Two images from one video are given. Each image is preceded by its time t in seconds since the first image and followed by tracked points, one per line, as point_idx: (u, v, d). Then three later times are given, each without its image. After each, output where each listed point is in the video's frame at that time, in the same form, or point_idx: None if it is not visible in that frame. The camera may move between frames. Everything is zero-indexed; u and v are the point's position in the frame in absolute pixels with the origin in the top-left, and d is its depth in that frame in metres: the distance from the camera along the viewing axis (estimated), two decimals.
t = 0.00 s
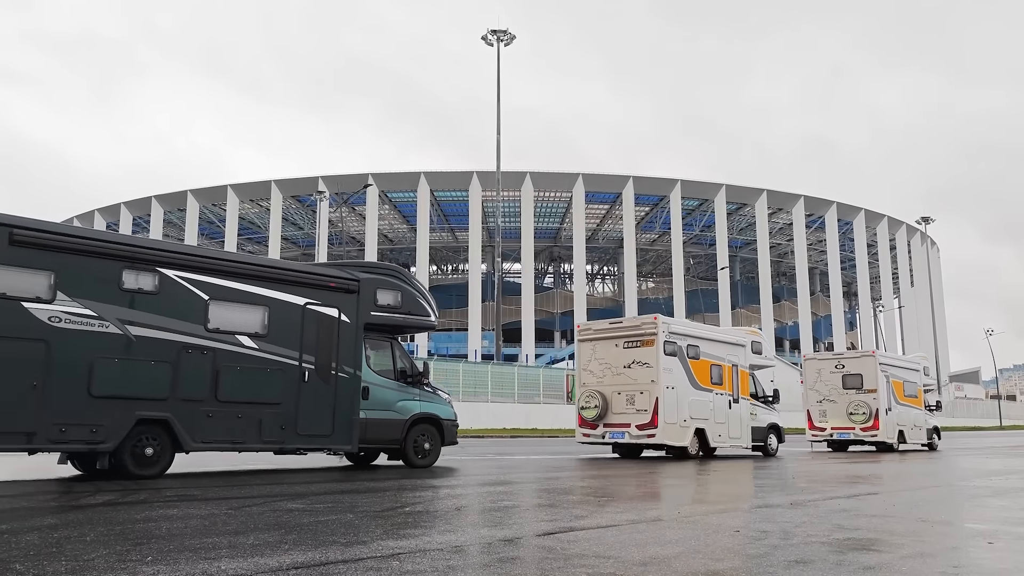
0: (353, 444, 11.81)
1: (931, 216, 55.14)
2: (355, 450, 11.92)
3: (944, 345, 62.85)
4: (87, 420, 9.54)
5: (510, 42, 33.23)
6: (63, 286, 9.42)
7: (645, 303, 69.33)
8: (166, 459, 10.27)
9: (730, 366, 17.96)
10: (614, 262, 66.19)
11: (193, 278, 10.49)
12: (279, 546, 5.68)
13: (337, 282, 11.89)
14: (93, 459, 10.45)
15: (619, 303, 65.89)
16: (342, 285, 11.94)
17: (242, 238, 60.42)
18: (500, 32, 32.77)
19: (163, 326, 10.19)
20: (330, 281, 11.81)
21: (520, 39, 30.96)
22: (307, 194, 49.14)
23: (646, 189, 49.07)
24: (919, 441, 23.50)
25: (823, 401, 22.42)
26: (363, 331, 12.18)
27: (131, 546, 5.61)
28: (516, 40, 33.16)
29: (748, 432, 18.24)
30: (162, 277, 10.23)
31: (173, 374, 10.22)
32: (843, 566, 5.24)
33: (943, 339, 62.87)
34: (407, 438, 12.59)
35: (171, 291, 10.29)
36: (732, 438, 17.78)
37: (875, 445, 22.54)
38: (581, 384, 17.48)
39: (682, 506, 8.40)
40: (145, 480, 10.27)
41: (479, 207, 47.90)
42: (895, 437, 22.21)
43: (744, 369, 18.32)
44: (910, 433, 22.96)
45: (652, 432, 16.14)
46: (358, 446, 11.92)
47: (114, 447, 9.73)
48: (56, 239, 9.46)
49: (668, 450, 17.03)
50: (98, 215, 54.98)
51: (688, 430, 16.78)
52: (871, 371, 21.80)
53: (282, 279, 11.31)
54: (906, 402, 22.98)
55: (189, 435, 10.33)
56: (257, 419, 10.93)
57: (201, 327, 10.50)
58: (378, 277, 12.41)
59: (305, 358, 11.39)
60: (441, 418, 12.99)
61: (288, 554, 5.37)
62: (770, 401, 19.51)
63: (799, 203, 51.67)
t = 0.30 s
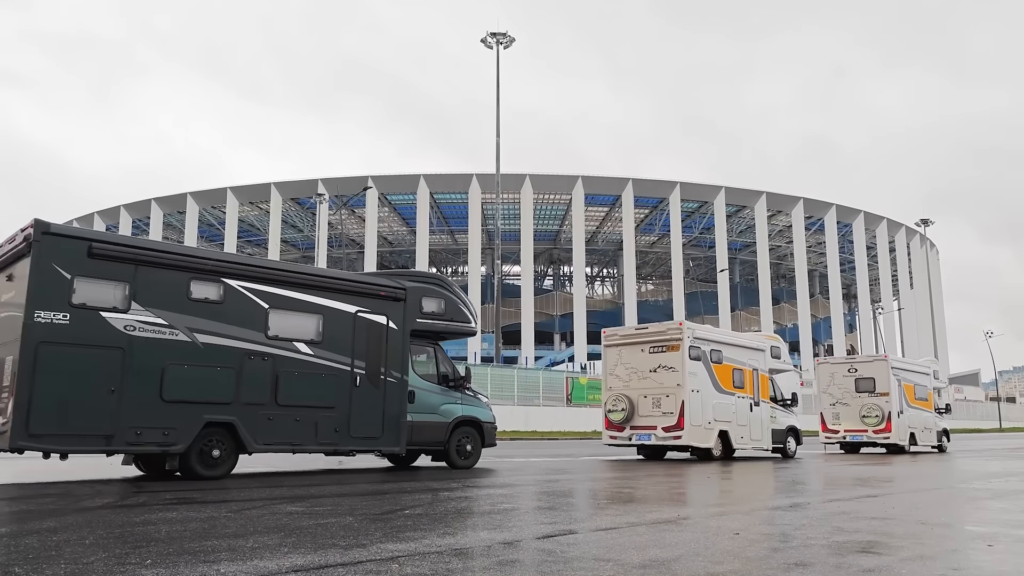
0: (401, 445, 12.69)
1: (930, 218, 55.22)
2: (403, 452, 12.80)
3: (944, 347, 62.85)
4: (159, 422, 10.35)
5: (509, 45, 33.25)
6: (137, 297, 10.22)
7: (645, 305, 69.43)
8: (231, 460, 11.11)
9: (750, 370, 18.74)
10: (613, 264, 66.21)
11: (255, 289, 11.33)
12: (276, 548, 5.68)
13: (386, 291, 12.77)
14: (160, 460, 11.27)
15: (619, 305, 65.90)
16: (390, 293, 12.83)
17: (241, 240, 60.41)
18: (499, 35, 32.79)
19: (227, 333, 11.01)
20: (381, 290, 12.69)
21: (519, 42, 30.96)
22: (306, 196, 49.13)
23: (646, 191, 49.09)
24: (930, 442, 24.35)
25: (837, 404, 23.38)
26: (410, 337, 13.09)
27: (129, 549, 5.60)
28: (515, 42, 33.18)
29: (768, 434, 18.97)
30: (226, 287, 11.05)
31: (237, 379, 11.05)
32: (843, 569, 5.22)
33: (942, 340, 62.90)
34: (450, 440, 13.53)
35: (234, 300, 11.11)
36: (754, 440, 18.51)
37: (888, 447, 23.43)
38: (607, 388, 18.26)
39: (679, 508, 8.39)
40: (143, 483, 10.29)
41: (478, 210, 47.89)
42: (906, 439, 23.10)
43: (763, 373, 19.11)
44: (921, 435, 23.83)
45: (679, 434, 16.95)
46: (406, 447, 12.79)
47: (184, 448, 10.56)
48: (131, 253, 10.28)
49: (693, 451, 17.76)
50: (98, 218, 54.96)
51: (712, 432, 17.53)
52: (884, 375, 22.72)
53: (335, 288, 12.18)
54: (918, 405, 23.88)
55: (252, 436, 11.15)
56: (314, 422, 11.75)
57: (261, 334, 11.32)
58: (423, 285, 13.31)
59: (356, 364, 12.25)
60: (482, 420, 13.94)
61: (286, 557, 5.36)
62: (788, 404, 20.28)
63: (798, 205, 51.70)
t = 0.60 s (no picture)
0: (446, 447, 13.36)
1: (931, 221, 55.28)
2: (449, 454, 13.49)
3: (945, 350, 62.73)
4: (229, 425, 10.95)
5: (509, 48, 33.27)
6: (208, 306, 10.86)
7: (645, 308, 69.50)
8: (293, 462, 11.70)
9: (772, 375, 19.48)
10: (614, 267, 66.15)
11: (314, 298, 11.99)
12: (276, 552, 5.67)
13: (433, 300, 13.49)
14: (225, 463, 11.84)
15: (620, 308, 65.91)
16: (436, 302, 13.54)
17: (241, 244, 60.41)
18: (499, 39, 32.83)
19: (289, 340, 11.64)
20: (427, 299, 13.40)
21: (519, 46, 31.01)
22: (306, 199, 49.13)
23: (646, 194, 49.07)
24: (942, 445, 24.84)
25: (850, 407, 23.99)
26: (455, 344, 13.84)
27: (128, 553, 5.59)
28: (515, 46, 33.22)
29: (789, 437, 19.66)
30: (287, 297, 11.71)
31: (298, 384, 11.66)
32: (845, 573, 5.20)
33: (943, 343, 62.79)
34: (493, 443, 14.23)
35: (296, 309, 11.78)
36: (775, 442, 19.22)
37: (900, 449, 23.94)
38: (633, 393, 18.92)
39: (680, 511, 8.39)
40: (145, 486, 10.30)
41: (478, 213, 47.88)
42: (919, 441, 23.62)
43: (784, 378, 19.83)
44: (933, 437, 24.32)
45: (704, 437, 17.55)
46: (452, 449, 13.48)
47: (250, 450, 11.13)
48: (203, 264, 10.92)
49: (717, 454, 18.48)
50: (98, 221, 54.97)
51: (736, 435, 18.23)
52: (897, 379, 23.29)
53: (385, 298, 12.86)
54: (929, 408, 24.41)
55: (313, 440, 11.74)
56: (368, 426, 12.39)
57: (319, 342, 11.95)
58: (465, 295, 14.13)
59: (405, 370, 12.93)
60: (522, 424, 14.73)
61: (286, 561, 5.35)
62: (807, 407, 20.97)
63: (798, 208, 51.66)
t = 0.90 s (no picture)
0: (489, 449, 13.81)
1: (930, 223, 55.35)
2: (492, 455, 13.92)
3: (944, 351, 62.74)
4: (289, 427, 11.50)
5: (508, 49, 33.29)
6: (270, 315, 11.44)
7: (645, 309, 69.60)
8: (349, 462, 12.24)
9: (791, 378, 19.86)
10: (613, 268, 66.13)
11: (366, 306, 12.55)
12: (277, 554, 5.70)
13: (476, 306, 13.93)
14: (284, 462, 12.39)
15: (619, 309, 65.98)
16: (479, 308, 13.97)
17: (241, 245, 60.44)
18: (499, 40, 32.86)
19: (343, 346, 12.19)
20: (470, 306, 13.85)
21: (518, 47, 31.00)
22: (306, 201, 49.14)
23: (645, 196, 49.07)
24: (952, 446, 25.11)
25: (862, 409, 24.29)
26: (496, 349, 14.29)
27: (131, 553, 5.63)
28: (515, 47, 33.23)
29: (807, 438, 20.04)
30: (341, 305, 12.27)
31: (352, 388, 12.20)
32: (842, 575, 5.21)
33: (943, 344, 62.82)
34: (531, 444, 14.60)
35: (349, 316, 12.31)
36: (794, 443, 19.60)
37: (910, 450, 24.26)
38: (656, 395, 19.37)
39: (679, 513, 8.41)
40: (147, 488, 10.35)
41: (478, 214, 47.87)
42: (929, 443, 23.94)
43: (802, 381, 20.23)
44: (943, 438, 24.59)
45: (727, 438, 18.04)
46: (495, 451, 13.91)
47: (310, 450, 11.68)
48: (265, 275, 11.51)
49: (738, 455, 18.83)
50: (97, 223, 54.93)
51: (758, 437, 18.61)
52: (908, 382, 23.57)
53: (431, 305, 13.36)
54: (939, 411, 24.67)
55: (366, 441, 12.26)
56: (417, 428, 12.88)
57: (370, 347, 12.49)
58: (505, 302, 14.55)
59: (451, 374, 13.40)
60: (558, 426, 15.02)
61: (288, 562, 5.37)
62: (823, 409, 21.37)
63: (797, 209, 51.64)
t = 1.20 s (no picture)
0: (528, 449, 14.15)
1: (929, 224, 55.48)
2: (530, 456, 14.31)
3: (942, 352, 62.77)
4: (346, 429, 11.79)
5: (506, 50, 33.30)
6: (328, 321, 11.72)
7: (643, 310, 69.67)
8: (399, 461, 12.56)
9: (807, 381, 20.24)
10: (613, 271, 65.80)
11: (416, 311, 12.86)
12: (275, 555, 5.68)
13: (514, 312, 14.27)
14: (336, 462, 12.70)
15: (617, 310, 66.08)
16: (517, 313, 14.31)
17: (239, 245, 60.39)
18: (498, 41, 32.86)
19: (395, 350, 12.50)
20: (510, 312, 14.18)
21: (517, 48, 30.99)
22: (304, 201, 49.12)
23: (643, 197, 49.08)
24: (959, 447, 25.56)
25: (871, 411, 24.84)
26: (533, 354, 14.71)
27: (131, 555, 5.61)
28: (513, 48, 33.26)
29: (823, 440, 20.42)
30: (392, 311, 12.57)
31: (402, 391, 12.49)
32: None
33: (941, 345, 62.88)
34: (564, 444, 15.15)
35: (399, 322, 12.62)
36: (811, 444, 19.96)
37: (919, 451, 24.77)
38: (676, 397, 19.64)
39: (678, 513, 8.41)
40: (146, 489, 10.37)
41: (476, 215, 47.86)
42: (938, 443, 24.49)
43: (817, 384, 20.61)
44: (951, 439, 25.03)
45: (747, 439, 18.32)
46: (532, 451, 14.29)
47: (364, 450, 11.97)
48: (323, 282, 11.80)
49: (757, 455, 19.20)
50: (95, 223, 54.81)
51: (777, 438, 18.96)
52: (916, 384, 24.13)
53: (475, 311, 13.68)
54: (947, 412, 25.10)
55: (416, 441, 12.57)
56: (461, 429, 13.20)
57: (419, 351, 12.79)
58: (540, 309, 15.00)
59: (492, 377, 13.71)
60: (590, 428, 15.61)
61: (287, 564, 5.36)
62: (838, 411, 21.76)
63: (795, 210, 51.62)
